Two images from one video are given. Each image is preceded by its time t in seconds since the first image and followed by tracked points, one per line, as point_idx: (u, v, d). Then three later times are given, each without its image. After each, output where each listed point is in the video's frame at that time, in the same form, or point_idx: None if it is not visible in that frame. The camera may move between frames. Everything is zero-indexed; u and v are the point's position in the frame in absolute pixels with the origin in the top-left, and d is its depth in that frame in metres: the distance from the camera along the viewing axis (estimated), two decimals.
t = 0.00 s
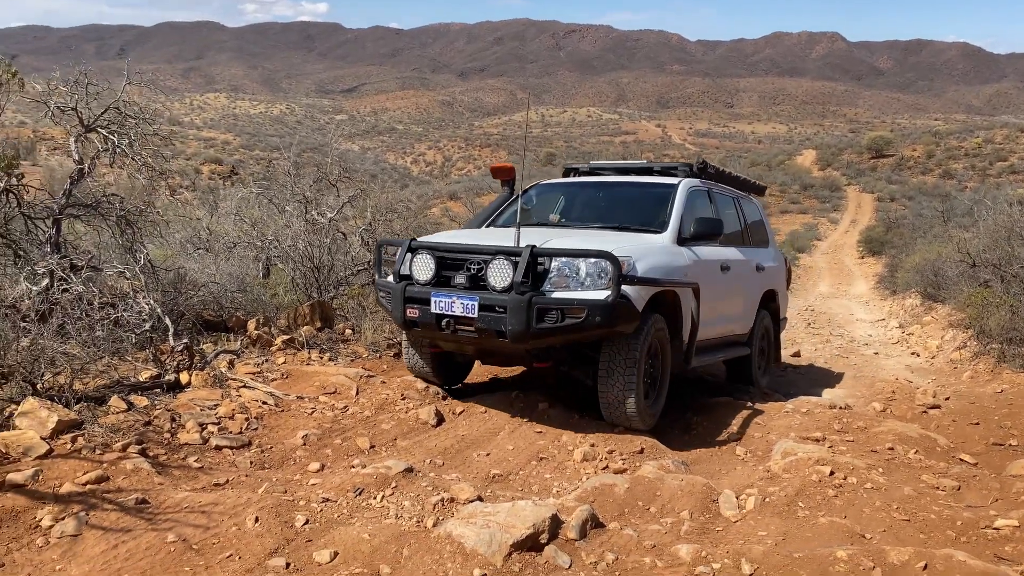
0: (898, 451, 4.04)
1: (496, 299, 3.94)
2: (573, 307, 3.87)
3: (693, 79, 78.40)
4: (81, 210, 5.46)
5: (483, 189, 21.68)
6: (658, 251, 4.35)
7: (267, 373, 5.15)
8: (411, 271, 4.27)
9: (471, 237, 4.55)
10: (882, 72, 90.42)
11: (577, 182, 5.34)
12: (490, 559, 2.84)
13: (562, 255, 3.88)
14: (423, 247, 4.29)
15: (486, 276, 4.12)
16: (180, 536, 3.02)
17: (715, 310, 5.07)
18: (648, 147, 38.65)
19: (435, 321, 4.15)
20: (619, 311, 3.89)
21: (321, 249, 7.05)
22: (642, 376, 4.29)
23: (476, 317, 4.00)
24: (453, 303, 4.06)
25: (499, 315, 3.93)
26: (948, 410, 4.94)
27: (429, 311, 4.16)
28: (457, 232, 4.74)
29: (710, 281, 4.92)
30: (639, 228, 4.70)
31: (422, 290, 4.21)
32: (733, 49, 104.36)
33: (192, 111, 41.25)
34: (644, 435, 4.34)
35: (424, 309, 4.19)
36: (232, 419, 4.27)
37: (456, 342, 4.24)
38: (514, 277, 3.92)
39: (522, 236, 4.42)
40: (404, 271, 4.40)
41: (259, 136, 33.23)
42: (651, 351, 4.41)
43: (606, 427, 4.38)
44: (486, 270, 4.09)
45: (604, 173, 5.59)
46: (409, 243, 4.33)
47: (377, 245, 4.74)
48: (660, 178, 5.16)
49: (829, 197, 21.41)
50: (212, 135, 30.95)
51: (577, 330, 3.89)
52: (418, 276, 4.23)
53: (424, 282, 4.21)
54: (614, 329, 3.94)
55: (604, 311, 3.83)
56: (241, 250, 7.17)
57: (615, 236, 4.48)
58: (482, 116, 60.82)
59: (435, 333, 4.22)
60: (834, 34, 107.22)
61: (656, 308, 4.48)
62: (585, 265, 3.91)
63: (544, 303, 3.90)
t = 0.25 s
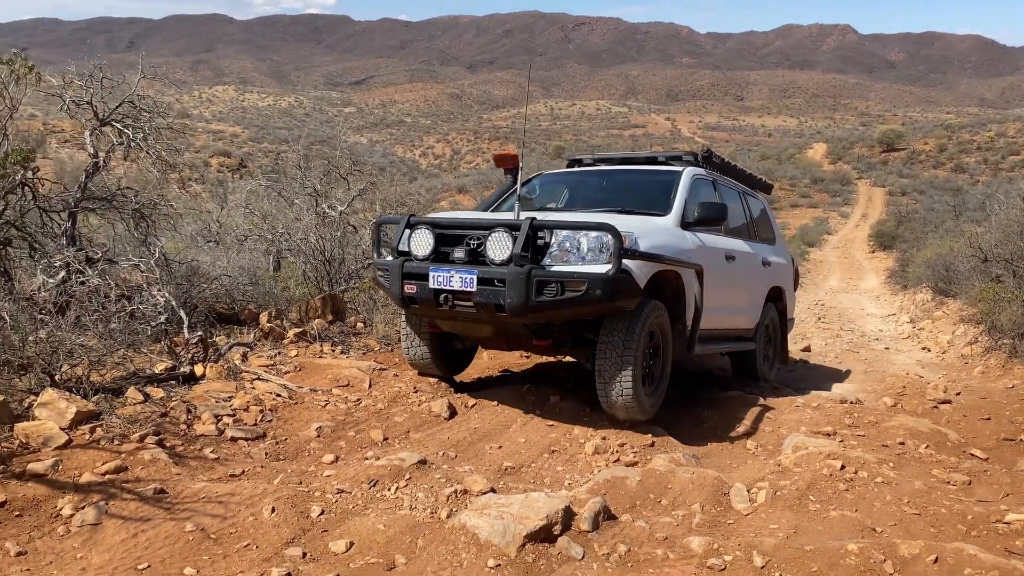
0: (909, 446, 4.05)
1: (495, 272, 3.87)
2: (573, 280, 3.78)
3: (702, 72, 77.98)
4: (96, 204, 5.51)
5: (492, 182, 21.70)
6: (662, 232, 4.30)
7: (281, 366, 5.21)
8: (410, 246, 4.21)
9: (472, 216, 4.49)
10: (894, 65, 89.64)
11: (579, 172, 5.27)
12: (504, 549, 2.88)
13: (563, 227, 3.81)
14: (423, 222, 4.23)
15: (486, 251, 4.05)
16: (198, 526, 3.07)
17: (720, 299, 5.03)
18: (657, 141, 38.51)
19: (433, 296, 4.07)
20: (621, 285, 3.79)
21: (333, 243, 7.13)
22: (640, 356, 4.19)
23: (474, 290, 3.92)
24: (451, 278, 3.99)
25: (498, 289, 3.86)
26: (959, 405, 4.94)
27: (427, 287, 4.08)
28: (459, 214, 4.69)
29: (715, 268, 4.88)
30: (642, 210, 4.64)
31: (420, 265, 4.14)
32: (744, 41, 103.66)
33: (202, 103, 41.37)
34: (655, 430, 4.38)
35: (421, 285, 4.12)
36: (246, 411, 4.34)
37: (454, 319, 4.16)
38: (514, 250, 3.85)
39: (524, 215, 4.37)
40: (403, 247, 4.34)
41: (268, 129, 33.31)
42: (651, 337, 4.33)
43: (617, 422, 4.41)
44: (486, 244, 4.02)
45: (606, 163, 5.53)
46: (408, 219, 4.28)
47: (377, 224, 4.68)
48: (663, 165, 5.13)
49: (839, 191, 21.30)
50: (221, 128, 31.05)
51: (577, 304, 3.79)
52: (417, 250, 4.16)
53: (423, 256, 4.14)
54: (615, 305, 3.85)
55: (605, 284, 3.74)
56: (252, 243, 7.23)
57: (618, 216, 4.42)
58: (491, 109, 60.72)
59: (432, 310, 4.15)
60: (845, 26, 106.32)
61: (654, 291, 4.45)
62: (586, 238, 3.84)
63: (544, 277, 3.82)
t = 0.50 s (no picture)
0: (918, 438, 4.07)
1: (494, 273, 3.80)
2: (573, 283, 3.72)
3: (712, 64, 77.51)
4: (110, 197, 5.56)
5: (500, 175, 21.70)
6: (665, 229, 4.25)
7: (293, 358, 5.27)
8: (406, 244, 4.13)
9: (469, 210, 4.40)
10: (905, 56, 88.85)
11: (579, 161, 5.25)
12: (516, 538, 2.93)
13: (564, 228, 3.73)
14: (419, 218, 4.14)
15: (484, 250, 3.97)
16: (215, 515, 3.13)
17: (723, 294, 5.02)
18: (665, 133, 38.37)
19: (430, 296, 4.02)
20: (623, 287, 3.74)
21: (344, 235, 7.20)
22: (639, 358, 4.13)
23: (472, 292, 3.86)
24: (448, 278, 3.92)
25: (497, 290, 3.79)
26: (969, 398, 4.95)
27: (424, 285, 4.02)
28: (455, 206, 4.60)
29: (718, 263, 4.86)
30: (644, 206, 4.61)
31: (417, 264, 4.07)
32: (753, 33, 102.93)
33: (210, 96, 41.47)
34: (666, 422, 4.42)
35: (418, 284, 4.06)
36: (260, 402, 4.39)
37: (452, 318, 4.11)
38: (513, 250, 3.77)
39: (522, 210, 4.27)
40: (398, 243, 4.25)
41: (277, 121, 33.37)
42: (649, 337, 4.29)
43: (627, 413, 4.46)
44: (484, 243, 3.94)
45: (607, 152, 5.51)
46: (404, 215, 4.19)
47: (371, 217, 4.58)
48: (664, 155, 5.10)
49: (849, 183, 21.19)
50: (230, 120, 31.14)
51: (578, 307, 3.74)
52: (413, 249, 4.09)
53: (419, 255, 4.07)
54: (617, 307, 3.81)
55: (606, 287, 3.69)
56: (263, 236, 7.29)
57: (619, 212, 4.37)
58: (499, 101, 60.59)
59: (429, 310, 4.09)
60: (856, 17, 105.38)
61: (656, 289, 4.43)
62: (587, 239, 3.77)
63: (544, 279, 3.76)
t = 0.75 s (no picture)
0: (925, 434, 4.05)
1: (482, 289, 3.69)
2: (565, 300, 3.63)
3: (719, 57, 77.14)
4: (117, 192, 5.57)
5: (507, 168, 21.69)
6: (661, 235, 4.16)
7: (300, 352, 5.29)
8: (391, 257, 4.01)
9: (455, 218, 4.28)
10: (914, 49, 88.15)
11: (573, 154, 5.20)
12: (521, 533, 2.93)
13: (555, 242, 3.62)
14: (404, 230, 4.03)
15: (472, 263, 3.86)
16: (222, 509, 3.16)
17: (721, 294, 4.96)
18: (672, 127, 38.24)
19: (416, 311, 3.91)
20: (617, 303, 3.65)
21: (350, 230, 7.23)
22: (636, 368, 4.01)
23: (460, 310, 3.75)
24: (436, 294, 3.81)
25: (486, 307, 3.69)
26: (976, 393, 4.92)
27: (410, 301, 3.92)
28: (441, 213, 4.48)
29: (716, 263, 4.79)
30: (639, 208, 4.56)
31: (403, 279, 3.96)
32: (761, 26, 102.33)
33: (218, 90, 41.54)
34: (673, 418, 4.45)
35: (404, 299, 3.95)
36: (267, 396, 4.42)
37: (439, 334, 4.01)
38: (502, 266, 3.66)
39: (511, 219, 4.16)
40: (382, 256, 4.14)
41: (284, 115, 33.41)
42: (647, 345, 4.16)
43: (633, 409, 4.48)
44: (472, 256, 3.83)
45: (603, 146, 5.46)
46: (390, 226, 4.07)
47: (354, 225, 4.49)
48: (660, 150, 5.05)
49: (857, 177, 21.06)
50: (237, 114, 31.21)
51: (570, 324, 3.65)
52: (399, 263, 3.97)
53: (405, 270, 3.96)
54: (612, 322, 3.71)
55: (600, 304, 3.60)
56: (270, 230, 7.30)
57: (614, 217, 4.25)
58: (505, 94, 60.48)
59: (416, 325, 3.99)
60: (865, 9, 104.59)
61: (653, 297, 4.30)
62: (580, 253, 3.67)
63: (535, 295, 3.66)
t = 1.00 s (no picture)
0: (931, 430, 4.03)
1: (454, 297, 3.66)
2: (539, 312, 3.58)
3: (728, 50, 76.65)
4: (124, 187, 5.58)
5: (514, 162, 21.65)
6: (651, 242, 4.10)
7: (305, 348, 5.31)
8: (365, 260, 4.00)
9: (434, 219, 4.25)
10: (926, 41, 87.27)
11: (571, 145, 5.18)
12: (523, 529, 2.93)
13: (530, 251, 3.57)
14: (379, 232, 4.01)
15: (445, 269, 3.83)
16: (227, 504, 3.17)
17: (718, 296, 4.92)
18: (681, 121, 38.04)
19: (389, 317, 3.90)
20: (595, 315, 3.60)
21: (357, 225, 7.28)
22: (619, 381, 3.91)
23: (432, 317, 3.72)
24: (408, 301, 3.79)
25: (457, 317, 3.66)
26: (984, 389, 4.88)
27: (382, 306, 3.91)
28: (421, 212, 4.46)
29: (712, 266, 4.74)
30: (632, 208, 4.53)
31: (376, 283, 3.94)
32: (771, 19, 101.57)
33: (226, 85, 41.60)
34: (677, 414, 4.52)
35: (377, 304, 3.94)
36: (272, 392, 4.43)
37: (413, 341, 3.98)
38: (473, 275, 3.62)
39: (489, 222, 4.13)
40: (356, 258, 4.13)
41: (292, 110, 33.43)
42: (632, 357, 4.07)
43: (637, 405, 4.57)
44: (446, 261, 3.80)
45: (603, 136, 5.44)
46: (365, 228, 4.06)
47: (331, 222, 4.49)
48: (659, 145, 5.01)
49: (867, 171, 20.89)
50: (245, 109, 31.26)
51: (545, 337, 3.60)
52: (372, 266, 3.96)
53: (378, 273, 3.95)
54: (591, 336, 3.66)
55: (576, 317, 3.55)
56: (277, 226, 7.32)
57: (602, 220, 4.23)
58: (513, 88, 60.31)
59: (389, 331, 3.97)
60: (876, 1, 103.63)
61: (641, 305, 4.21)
62: (557, 263, 3.62)
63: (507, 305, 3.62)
